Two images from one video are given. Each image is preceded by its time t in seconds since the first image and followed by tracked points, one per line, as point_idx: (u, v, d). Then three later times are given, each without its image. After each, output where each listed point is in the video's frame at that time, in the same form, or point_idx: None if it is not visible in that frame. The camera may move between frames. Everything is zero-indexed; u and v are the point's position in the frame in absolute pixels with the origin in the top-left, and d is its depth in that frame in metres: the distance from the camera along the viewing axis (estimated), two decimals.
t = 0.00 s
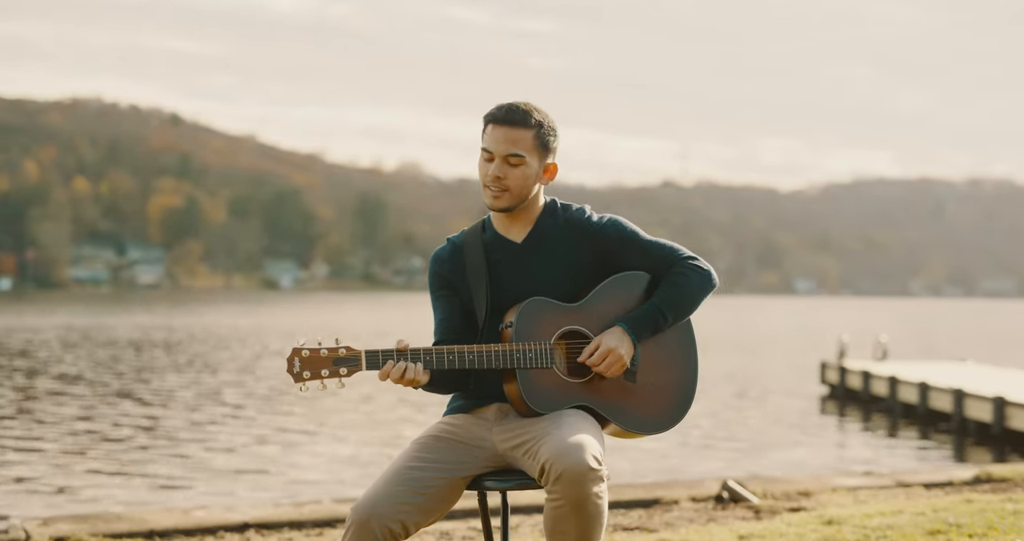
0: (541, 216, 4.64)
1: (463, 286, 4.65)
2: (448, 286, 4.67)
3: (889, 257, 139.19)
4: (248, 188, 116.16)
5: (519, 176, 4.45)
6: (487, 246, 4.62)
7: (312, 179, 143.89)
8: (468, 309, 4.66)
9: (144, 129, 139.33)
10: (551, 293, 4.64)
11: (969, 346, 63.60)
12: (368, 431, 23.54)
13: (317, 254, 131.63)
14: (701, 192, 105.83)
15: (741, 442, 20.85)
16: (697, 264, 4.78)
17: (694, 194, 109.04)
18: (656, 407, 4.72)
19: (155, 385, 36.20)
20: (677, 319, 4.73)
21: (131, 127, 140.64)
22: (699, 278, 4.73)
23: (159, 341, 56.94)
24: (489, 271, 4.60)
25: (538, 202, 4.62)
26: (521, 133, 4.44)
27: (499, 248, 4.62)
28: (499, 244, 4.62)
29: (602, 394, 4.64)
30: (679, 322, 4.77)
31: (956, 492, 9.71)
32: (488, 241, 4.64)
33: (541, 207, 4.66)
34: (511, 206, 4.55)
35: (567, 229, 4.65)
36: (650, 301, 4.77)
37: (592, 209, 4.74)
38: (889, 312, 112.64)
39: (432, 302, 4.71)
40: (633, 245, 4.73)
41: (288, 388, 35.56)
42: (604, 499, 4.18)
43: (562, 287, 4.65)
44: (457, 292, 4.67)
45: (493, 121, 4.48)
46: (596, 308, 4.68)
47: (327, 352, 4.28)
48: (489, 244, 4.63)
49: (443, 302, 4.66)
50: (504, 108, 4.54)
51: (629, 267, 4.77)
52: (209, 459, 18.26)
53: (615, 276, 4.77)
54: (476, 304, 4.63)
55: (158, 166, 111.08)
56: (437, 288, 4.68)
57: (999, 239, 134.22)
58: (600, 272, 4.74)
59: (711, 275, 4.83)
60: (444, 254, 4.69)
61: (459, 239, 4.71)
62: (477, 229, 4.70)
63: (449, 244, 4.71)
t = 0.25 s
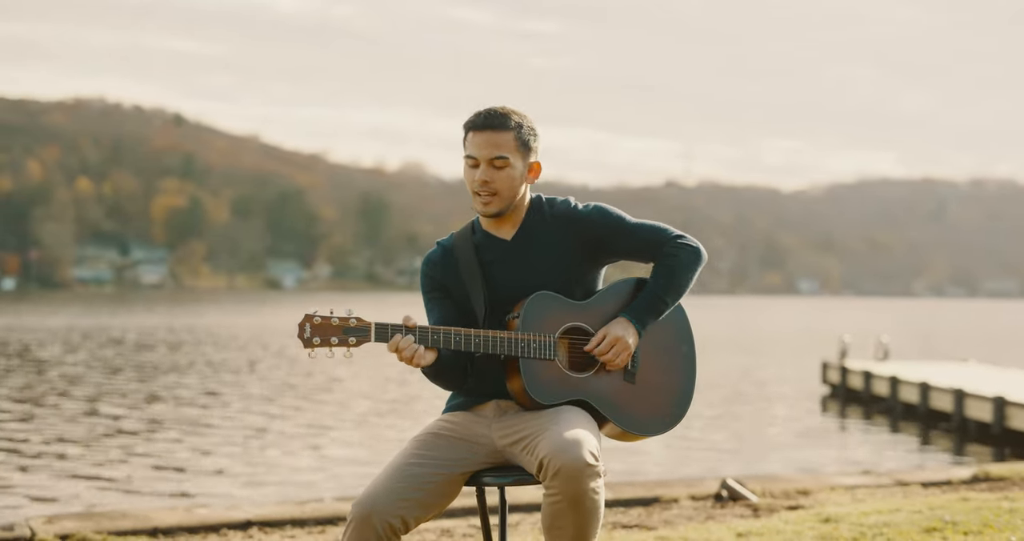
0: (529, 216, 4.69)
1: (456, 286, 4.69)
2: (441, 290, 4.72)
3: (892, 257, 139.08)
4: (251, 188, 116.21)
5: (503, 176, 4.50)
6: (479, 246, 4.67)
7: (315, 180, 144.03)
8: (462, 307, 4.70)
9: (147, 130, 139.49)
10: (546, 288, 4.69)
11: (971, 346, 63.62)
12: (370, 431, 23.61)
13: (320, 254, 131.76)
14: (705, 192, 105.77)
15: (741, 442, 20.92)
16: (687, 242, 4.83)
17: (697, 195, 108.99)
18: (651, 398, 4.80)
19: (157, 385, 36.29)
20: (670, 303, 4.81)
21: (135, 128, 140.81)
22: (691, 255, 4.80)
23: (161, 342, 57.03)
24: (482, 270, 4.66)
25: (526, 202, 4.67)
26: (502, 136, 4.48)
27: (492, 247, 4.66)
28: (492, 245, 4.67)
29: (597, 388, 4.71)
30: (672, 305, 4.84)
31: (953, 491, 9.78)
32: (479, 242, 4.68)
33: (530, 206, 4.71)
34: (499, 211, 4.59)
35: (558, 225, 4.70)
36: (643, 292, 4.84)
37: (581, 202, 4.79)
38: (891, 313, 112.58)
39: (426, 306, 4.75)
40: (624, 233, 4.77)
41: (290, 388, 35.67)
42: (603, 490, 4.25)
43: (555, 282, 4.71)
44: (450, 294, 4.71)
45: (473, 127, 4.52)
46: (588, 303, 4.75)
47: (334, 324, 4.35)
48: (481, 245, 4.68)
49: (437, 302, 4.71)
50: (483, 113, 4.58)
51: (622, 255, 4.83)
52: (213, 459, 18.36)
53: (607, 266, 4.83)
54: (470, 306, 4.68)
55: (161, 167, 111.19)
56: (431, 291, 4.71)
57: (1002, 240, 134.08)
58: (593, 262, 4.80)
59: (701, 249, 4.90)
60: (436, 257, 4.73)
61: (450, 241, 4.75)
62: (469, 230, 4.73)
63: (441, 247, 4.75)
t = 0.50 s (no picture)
0: (519, 216, 4.78)
1: (449, 286, 4.79)
2: (436, 292, 4.80)
3: (894, 258, 139.31)
4: (254, 189, 116.46)
5: (489, 177, 4.61)
6: (471, 248, 4.76)
7: (315, 181, 144.73)
8: (457, 307, 4.79)
9: (149, 131, 139.71)
10: (537, 289, 4.79)
11: (972, 346, 63.74)
12: (371, 432, 23.71)
13: (322, 254, 131.96)
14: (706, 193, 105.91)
15: (741, 441, 21.02)
16: (676, 244, 4.93)
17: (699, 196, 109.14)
18: (643, 401, 4.91)
19: (159, 385, 36.39)
20: (660, 304, 4.90)
21: (137, 128, 141.06)
22: (678, 256, 4.90)
23: (162, 342, 57.14)
24: (476, 273, 4.74)
25: (515, 199, 4.75)
26: (487, 135, 4.60)
27: (485, 247, 4.76)
28: (486, 245, 4.76)
29: (592, 386, 4.80)
30: (662, 307, 4.93)
31: (948, 489, 9.88)
32: (471, 243, 4.78)
33: (520, 208, 4.80)
34: (488, 214, 4.71)
35: (549, 225, 4.79)
36: (634, 292, 4.93)
37: (571, 203, 4.90)
38: (892, 313, 112.76)
39: (422, 308, 4.83)
40: (615, 235, 4.83)
41: (291, 388, 35.78)
42: (596, 488, 4.34)
43: (547, 283, 4.80)
44: (444, 294, 4.80)
45: (459, 130, 4.65)
46: (579, 307, 4.84)
47: (333, 325, 4.43)
48: (474, 246, 4.77)
49: (432, 305, 4.79)
50: (469, 116, 4.70)
51: (615, 256, 4.89)
52: (216, 458, 18.46)
53: (600, 266, 4.91)
54: (464, 309, 4.77)
55: (164, 166, 111.49)
56: (424, 294, 4.81)
57: (1003, 240, 134.22)
58: (586, 261, 4.88)
59: (691, 249, 4.98)
60: (430, 260, 4.82)
61: (445, 244, 4.85)
62: (461, 234, 4.82)
63: (436, 249, 4.84)
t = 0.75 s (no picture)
0: (517, 220, 4.89)
1: (451, 288, 4.89)
2: (438, 294, 4.91)
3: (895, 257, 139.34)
4: (255, 188, 116.63)
5: (482, 181, 4.71)
6: (472, 250, 4.87)
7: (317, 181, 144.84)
8: (458, 309, 4.89)
9: (150, 130, 139.96)
10: (537, 291, 4.89)
11: (973, 346, 63.75)
12: (373, 431, 23.83)
13: (324, 254, 132.07)
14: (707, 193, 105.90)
15: (741, 441, 21.11)
16: (673, 247, 5.03)
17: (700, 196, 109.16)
18: (641, 400, 5.01)
19: (161, 385, 36.51)
20: (658, 307, 4.99)
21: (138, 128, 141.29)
22: (675, 259, 4.99)
23: (164, 342, 57.29)
24: (476, 275, 4.84)
25: (511, 202, 4.86)
26: (480, 140, 4.69)
27: (486, 250, 4.87)
28: (484, 249, 4.87)
29: (591, 386, 4.90)
30: (660, 307, 5.02)
31: (945, 488, 9.96)
32: (471, 246, 4.88)
33: (518, 211, 4.89)
34: (485, 216, 4.81)
35: (547, 230, 4.89)
36: (631, 294, 5.02)
37: (568, 206, 5.00)
38: (894, 313, 112.77)
39: (425, 311, 4.93)
40: (612, 238, 4.93)
41: (292, 388, 35.89)
42: (594, 485, 4.44)
43: (546, 284, 4.90)
44: (446, 297, 4.91)
45: (454, 137, 4.74)
46: (578, 309, 4.94)
47: (336, 332, 4.54)
48: (475, 248, 4.87)
49: (434, 308, 4.90)
50: (464, 122, 4.80)
51: (613, 259, 4.99)
52: (219, 457, 18.59)
53: (598, 270, 5.02)
54: (465, 311, 4.88)
55: (165, 166, 111.72)
56: (426, 297, 4.90)
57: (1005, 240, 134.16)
58: (585, 263, 4.97)
59: (686, 253, 5.08)
60: (433, 264, 4.93)
61: (446, 248, 4.95)
62: (462, 237, 4.92)
63: (437, 253, 4.94)
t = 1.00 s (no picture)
0: (520, 221, 4.98)
1: (455, 288, 4.98)
2: (442, 293, 5.00)
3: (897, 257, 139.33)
4: (257, 189, 116.83)
5: (486, 179, 4.80)
6: (476, 250, 4.96)
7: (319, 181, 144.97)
8: (462, 308, 4.98)
9: (153, 130, 140.29)
10: (539, 290, 4.97)
11: (975, 346, 63.83)
12: (375, 431, 23.93)
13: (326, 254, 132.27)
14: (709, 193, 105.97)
15: (741, 441, 21.19)
16: (673, 251, 5.10)
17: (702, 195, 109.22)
18: (640, 399, 5.09)
19: (163, 384, 36.63)
20: (658, 308, 5.07)
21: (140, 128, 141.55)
22: (676, 263, 5.06)
23: (166, 341, 57.44)
24: (478, 274, 4.93)
25: (514, 203, 4.95)
26: (482, 141, 4.79)
27: (489, 250, 4.95)
28: (488, 248, 4.95)
29: (591, 384, 4.99)
30: (660, 310, 5.10)
31: (943, 487, 10.03)
32: (475, 247, 4.97)
33: (521, 213, 4.98)
34: (488, 216, 4.90)
35: (549, 231, 4.97)
36: (632, 295, 5.09)
37: (571, 209, 5.08)
38: (895, 313, 112.80)
39: (428, 311, 5.02)
40: (612, 241, 5.02)
41: (294, 388, 35.97)
42: (591, 483, 4.52)
43: (548, 284, 4.98)
44: (450, 296, 5.00)
45: (458, 136, 4.83)
46: (579, 309, 5.01)
47: (342, 330, 4.65)
48: (479, 249, 4.96)
49: (438, 307, 4.99)
50: (468, 123, 4.88)
51: (614, 261, 5.07)
52: (221, 455, 18.71)
53: (599, 271, 5.10)
54: (468, 308, 4.96)
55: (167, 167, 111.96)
56: (431, 296, 4.99)
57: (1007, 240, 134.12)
58: (586, 266, 5.05)
59: (686, 257, 5.15)
60: (437, 265, 5.02)
61: (450, 248, 5.03)
62: (466, 237, 5.01)
63: (442, 253, 5.04)
